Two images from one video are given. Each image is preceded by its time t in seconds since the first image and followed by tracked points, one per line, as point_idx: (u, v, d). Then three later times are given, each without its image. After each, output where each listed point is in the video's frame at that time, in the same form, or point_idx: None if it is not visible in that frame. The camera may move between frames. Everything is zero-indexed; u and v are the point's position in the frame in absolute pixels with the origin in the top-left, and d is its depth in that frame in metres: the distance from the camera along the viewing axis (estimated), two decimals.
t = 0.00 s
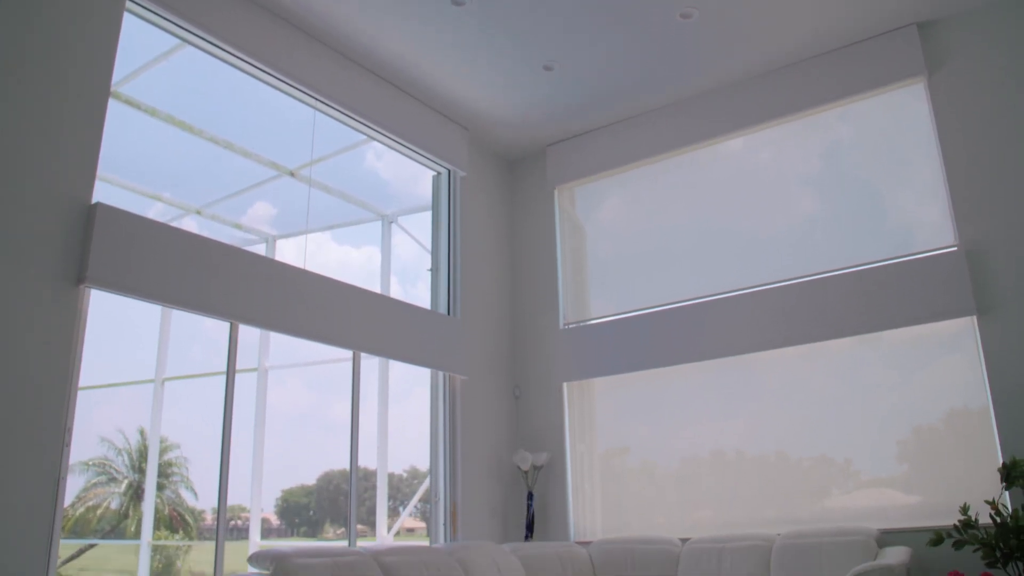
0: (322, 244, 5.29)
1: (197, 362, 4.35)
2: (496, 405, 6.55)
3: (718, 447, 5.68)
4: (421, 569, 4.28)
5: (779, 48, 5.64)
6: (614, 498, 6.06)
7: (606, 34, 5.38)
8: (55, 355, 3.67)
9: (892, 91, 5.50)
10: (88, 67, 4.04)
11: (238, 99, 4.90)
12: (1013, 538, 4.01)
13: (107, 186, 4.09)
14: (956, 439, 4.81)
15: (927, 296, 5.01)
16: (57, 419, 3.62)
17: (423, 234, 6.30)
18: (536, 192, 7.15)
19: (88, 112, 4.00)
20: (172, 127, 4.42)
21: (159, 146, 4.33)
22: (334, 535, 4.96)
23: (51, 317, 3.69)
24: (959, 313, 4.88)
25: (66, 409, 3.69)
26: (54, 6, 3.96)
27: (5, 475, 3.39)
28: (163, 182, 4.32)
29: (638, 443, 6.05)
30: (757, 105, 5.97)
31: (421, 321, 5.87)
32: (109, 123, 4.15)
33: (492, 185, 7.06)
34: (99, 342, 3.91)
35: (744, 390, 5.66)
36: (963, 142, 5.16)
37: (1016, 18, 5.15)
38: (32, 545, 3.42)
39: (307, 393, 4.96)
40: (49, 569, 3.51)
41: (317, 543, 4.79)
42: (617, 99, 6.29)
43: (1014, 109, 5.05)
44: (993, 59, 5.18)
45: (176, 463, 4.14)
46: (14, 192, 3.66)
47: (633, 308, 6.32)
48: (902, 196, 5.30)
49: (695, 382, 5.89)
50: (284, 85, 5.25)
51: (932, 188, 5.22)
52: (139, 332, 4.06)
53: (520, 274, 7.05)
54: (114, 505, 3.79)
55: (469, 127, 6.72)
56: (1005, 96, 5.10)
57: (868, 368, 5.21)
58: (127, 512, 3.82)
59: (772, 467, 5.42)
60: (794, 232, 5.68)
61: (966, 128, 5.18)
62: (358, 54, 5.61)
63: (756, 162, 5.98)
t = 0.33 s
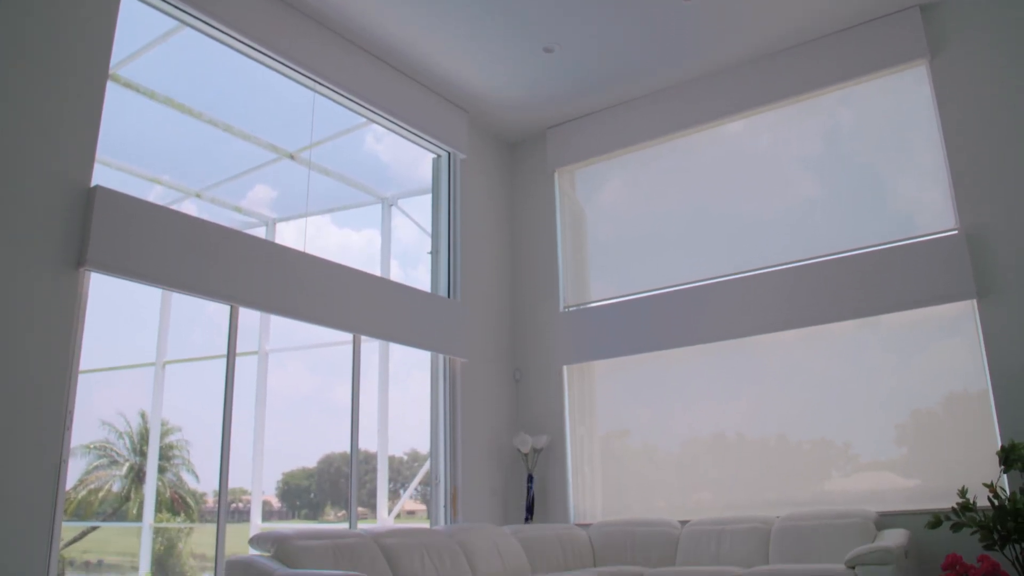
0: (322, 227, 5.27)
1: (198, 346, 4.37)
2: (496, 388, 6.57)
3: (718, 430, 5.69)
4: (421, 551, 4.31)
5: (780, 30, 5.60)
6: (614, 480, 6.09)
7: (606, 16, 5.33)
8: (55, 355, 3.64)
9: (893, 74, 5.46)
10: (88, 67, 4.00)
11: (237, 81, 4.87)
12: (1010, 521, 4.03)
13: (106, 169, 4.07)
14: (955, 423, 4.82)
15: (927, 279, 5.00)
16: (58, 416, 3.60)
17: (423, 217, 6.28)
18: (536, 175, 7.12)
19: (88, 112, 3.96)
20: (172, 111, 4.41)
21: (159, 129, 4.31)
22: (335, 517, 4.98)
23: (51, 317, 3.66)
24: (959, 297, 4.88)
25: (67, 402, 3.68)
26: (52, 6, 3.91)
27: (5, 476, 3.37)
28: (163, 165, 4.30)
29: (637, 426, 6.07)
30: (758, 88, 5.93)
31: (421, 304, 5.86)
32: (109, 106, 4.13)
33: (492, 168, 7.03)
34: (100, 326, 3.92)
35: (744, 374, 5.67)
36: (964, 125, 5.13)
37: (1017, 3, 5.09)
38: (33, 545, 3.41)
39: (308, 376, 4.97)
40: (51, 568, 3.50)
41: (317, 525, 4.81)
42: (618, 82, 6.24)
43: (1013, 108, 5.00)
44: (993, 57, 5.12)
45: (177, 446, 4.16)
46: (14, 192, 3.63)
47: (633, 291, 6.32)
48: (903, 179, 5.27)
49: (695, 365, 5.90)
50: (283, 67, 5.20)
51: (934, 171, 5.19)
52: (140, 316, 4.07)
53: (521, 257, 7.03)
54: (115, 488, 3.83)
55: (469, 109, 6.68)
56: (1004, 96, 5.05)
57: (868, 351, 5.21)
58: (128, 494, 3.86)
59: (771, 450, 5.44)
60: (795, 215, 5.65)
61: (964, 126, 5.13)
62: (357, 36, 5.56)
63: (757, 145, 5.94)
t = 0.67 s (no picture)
0: (322, 212, 5.26)
1: (199, 331, 4.39)
2: (496, 372, 6.58)
3: (717, 415, 5.71)
4: (421, 535, 4.33)
5: (781, 13, 5.56)
6: (614, 464, 6.11)
7: None
8: (55, 355, 3.63)
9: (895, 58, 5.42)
10: (88, 67, 3.97)
11: (237, 65, 4.84)
12: (1008, 505, 4.04)
13: (105, 153, 4.06)
14: (953, 408, 4.83)
15: (928, 264, 4.99)
16: (57, 419, 3.59)
17: (423, 201, 6.26)
18: (536, 159, 7.09)
19: (88, 112, 3.93)
20: (172, 95, 4.39)
21: (158, 114, 4.29)
22: (336, 501, 5.00)
23: (51, 317, 3.64)
24: (959, 282, 4.87)
25: (67, 395, 3.67)
26: (51, 6, 3.87)
27: (5, 478, 3.36)
28: (162, 149, 4.29)
29: (637, 410, 6.08)
30: (759, 71, 5.90)
31: (421, 289, 5.86)
32: (108, 90, 4.11)
33: (492, 152, 7.00)
34: (100, 310, 3.92)
35: (744, 358, 5.67)
36: (965, 109, 5.10)
37: None
38: (32, 546, 3.40)
39: (308, 360, 4.98)
40: (51, 570, 3.50)
41: (318, 509, 4.83)
42: (618, 65, 6.21)
43: (1014, 104, 4.95)
44: (994, 52, 5.07)
45: (178, 430, 4.19)
46: (14, 190, 3.60)
47: (633, 276, 6.31)
48: (904, 163, 5.25)
49: (694, 350, 5.90)
50: (283, 51, 5.17)
51: (934, 155, 5.16)
52: (140, 301, 4.07)
53: (521, 241, 7.02)
54: (117, 472, 3.85)
55: (469, 93, 6.64)
56: (1005, 92, 4.99)
57: (867, 336, 5.21)
58: (129, 478, 3.89)
59: (771, 435, 5.46)
60: (795, 200, 5.63)
61: (965, 114, 5.09)
62: (356, 19, 5.52)
63: (757, 129, 5.91)
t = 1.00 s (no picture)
0: (322, 197, 5.24)
1: (199, 316, 4.39)
2: (496, 358, 6.59)
3: (717, 400, 5.71)
4: (421, 520, 4.35)
5: None
6: (614, 450, 6.13)
7: None
8: (55, 354, 3.62)
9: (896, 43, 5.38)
10: (88, 67, 3.94)
11: (236, 50, 4.81)
12: (1006, 491, 4.06)
13: (104, 138, 4.04)
14: (952, 394, 4.84)
15: (929, 250, 4.97)
16: (57, 418, 3.58)
17: (423, 186, 6.24)
18: (536, 145, 7.06)
19: (88, 111, 3.91)
20: (171, 80, 4.37)
21: (156, 99, 4.27)
22: (336, 487, 5.02)
23: (51, 317, 3.63)
24: (960, 267, 4.86)
25: (66, 391, 3.66)
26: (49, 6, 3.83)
27: (6, 478, 3.36)
28: (161, 134, 4.27)
29: (637, 396, 6.09)
30: (759, 56, 5.86)
31: (421, 274, 5.85)
32: (106, 75, 4.09)
33: (492, 137, 6.97)
34: (100, 294, 3.92)
35: (744, 344, 5.67)
36: (966, 93, 5.07)
37: None
38: (33, 544, 3.40)
39: (309, 347, 4.98)
40: (51, 568, 3.50)
41: (319, 494, 4.86)
42: (618, 50, 6.17)
43: (1015, 103, 4.91)
44: (994, 51, 5.02)
45: (179, 416, 4.20)
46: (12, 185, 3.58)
47: (633, 262, 6.30)
48: (905, 149, 5.22)
49: (694, 336, 5.90)
50: (283, 37, 5.13)
51: (936, 141, 5.13)
52: (140, 286, 4.07)
53: (521, 227, 7.00)
54: (118, 458, 3.87)
55: (469, 78, 6.60)
56: (1005, 91, 4.96)
57: (867, 322, 5.21)
58: (131, 464, 3.91)
59: (770, 420, 5.47)
60: (796, 185, 5.61)
61: (967, 98, 5.06)
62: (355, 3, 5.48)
63: (758, 114, 5.88)
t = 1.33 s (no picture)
0: (322, 182, 5.23)
1: (200, 302, 4.39)
2: (496, 343, 6.59)
3: (717, 386, 5.72)
4: (421, 505, 4.37)
5: None
6: (614, 435, 6.14)
7: None
8: (55, 351, 3.61)
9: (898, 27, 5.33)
10: (88, 66, 3.91)
11: (235, 34, 4.77)
12: (1005, 477, 4.07)
13: (103, 125, 4.02)
14: (951, 380, 4.84)
15: (929, 236, 4.96)
16: (56, 417, 3.57)
17: (424, 171, 6.22)
18: (536, 130, 7.03)
19: (88, 113, 3.88)
20: (170, 65, 4.35)
21: (155, 84, 4.25)
22: (336, 472, 5.04)
23: (51, 317, 3.62)
24: (960, 253, 4.84)
25: (66, 393, 3.66)
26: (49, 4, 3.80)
27: (6, 478, 3.35)
28: (160, 120, 4.25)
29: (637, 381, 6.10)
30: (761, 39, 5.82)
31: (421, 259, 5.84)
32: (105, 60, 4.06)
33: (492, 122, 6.94)
34: (100, 280, 3.92)
35: (744, 330, 5.67)
36: (968, 78, 5.03)
37: None
38: (33, 543, 3.40)
39: (308, 332, 4.98)
40: (53, 563, 3.51)
41: (319, 479, 4.88)
42: (618, 34, 6.12)
43: (1015, 106, 4.87)
44: (995, 46, 4.97)
45: (180, 401, 4.21)
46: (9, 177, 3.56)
47: (633, 247, 6.29)
48: (907, 133, 5.19)
49: (694, 322, 5.90)
50: (282, 21, 5.10)
51: (937, 126, 5.10)
52: (139, 273, 4.07)
53: (521, 212, 6.98)
54: (120, 444, 3.89)
55: (469, 63, 6.56)
56: (1004, 92, 4.91)
57: (867, 308, 5.20)
58: (132, 450, 3.93)
59: (770, 406, 5.47)
60: (797, 170, 5.58)
61: (969, 82, 5.02)
62: None
63: (759, 99, 5.85)
